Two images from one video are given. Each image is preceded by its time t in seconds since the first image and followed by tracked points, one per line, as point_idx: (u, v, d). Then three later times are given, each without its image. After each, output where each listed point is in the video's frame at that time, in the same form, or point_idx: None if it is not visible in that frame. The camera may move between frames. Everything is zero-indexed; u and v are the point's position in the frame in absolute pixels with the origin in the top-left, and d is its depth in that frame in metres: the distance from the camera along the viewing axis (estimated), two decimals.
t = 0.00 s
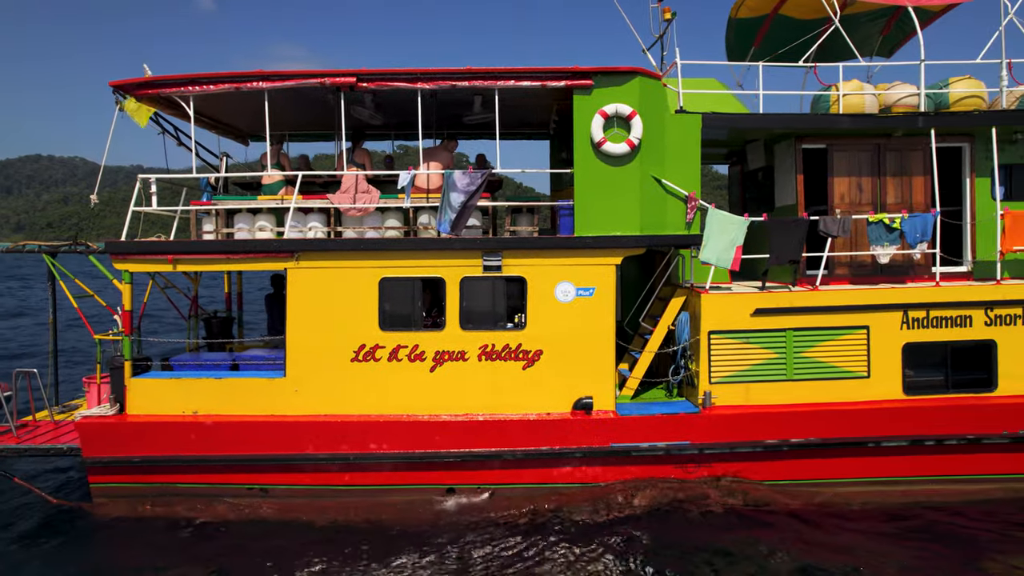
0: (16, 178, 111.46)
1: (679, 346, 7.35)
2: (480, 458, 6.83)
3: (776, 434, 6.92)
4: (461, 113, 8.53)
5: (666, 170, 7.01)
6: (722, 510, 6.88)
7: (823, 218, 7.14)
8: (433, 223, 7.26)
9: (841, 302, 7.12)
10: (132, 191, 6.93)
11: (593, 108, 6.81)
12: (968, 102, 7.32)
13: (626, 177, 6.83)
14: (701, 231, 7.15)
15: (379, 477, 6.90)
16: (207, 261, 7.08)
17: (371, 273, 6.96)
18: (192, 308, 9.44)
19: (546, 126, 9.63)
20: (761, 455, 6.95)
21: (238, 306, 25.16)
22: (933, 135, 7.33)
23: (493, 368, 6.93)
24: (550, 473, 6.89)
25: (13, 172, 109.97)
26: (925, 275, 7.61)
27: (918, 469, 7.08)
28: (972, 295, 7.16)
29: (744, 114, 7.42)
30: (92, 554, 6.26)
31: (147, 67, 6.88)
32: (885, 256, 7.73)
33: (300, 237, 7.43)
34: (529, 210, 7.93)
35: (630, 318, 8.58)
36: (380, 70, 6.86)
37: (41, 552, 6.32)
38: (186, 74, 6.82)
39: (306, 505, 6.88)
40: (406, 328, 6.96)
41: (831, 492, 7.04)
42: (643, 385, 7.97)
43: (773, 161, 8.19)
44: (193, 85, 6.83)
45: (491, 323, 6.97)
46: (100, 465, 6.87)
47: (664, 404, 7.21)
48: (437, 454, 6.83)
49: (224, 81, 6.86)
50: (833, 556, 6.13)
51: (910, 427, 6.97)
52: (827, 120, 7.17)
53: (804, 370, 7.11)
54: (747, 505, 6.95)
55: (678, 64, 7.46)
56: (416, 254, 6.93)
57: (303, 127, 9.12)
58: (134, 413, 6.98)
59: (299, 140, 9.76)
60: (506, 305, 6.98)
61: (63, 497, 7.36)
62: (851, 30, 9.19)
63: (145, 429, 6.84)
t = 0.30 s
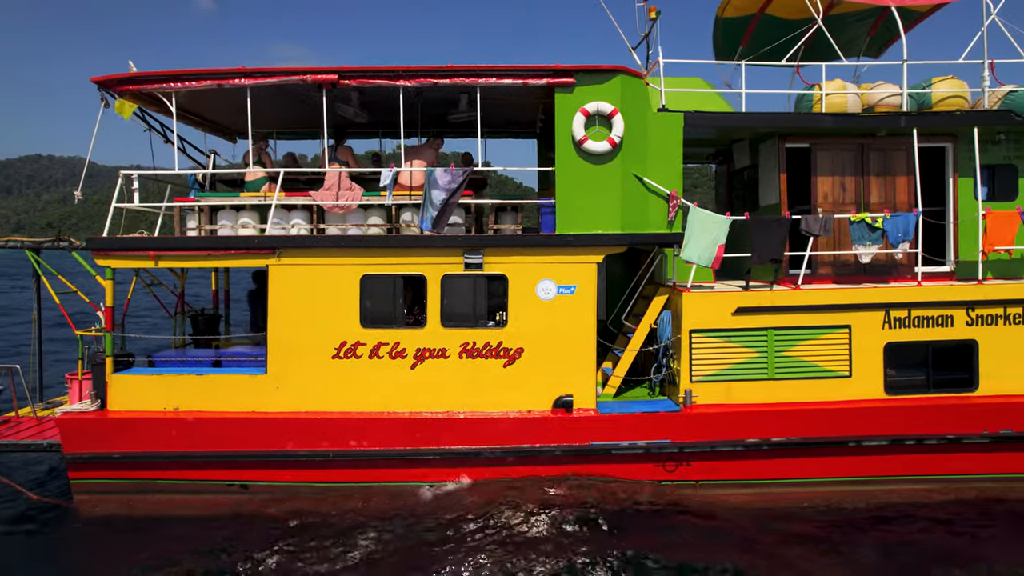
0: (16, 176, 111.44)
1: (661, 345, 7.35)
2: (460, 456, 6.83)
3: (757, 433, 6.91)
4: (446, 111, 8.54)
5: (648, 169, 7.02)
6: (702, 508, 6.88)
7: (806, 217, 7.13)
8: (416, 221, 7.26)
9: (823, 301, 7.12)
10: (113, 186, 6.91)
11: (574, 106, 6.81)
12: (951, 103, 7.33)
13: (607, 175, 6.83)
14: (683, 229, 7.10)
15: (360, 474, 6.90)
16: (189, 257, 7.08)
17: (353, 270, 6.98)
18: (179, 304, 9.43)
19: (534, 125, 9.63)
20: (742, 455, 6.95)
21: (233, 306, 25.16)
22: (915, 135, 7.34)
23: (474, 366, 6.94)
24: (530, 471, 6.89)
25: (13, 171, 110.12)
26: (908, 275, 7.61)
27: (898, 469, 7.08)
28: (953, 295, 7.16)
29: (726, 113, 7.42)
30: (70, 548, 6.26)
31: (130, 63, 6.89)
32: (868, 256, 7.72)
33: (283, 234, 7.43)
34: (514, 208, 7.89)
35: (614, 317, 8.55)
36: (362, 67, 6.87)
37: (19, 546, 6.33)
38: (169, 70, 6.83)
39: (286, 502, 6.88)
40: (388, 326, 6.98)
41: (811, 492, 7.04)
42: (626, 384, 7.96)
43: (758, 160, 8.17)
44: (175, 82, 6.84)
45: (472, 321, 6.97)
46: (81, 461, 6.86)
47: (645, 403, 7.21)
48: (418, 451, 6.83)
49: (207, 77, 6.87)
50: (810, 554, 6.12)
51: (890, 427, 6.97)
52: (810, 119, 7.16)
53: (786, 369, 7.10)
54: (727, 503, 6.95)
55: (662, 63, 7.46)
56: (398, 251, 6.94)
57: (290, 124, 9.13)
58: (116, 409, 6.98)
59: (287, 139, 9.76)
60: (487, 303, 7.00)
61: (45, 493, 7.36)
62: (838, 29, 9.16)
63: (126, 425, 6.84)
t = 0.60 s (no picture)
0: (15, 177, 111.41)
1: (642, 343, 7.35)
2: (440, 453, 6.83)
3: (737, 431, 6.91)
4: (431, 110, 8.54)
5: (629, 167, 7.02)
6: (682, 506, 6.87)
7: (787, 215, 7.12)
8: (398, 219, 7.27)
9: (804, 299, 7.12)
10: (94, 184, 6.91)
11: (555, 104, 6.82)
12: (933, 101, 7.35)
13: (587, 173, 6.83)
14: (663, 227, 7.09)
15: (340, 472, 6.90)
16: (170, 255, 7.08)
17: (334, 268, 6.99)
18: (165, 303, 9.41)
19: (520, 124, 9.63)
20: (722, 453, 6.94)
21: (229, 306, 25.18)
22: (897, 133, 7.34)
23: (454, 363, 6.95)
24: (510, 468, 6.89)
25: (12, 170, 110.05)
26: (891, 273, 7.60)
27: (880, 467, 7.08)
28: (935, 294, 7.16)
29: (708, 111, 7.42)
30: (47, 545, 6.25)
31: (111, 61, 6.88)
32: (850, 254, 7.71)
33: (265, 232, 7.44)
34: (497, 206, 7.90)
35: (597, 315, 8.52)
36: (343, 65, 6.88)
37: None
38: (150, 68, 6.82)
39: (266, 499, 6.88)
40: (368, 323, 6.98)
41: (792, 490, 7.03)
42: (609, 383, 7.95)
43: (741, 159, 8.17)
44: (157, 80, 6.84)
45: (452, 319, 6.97)
46: (61, 458, 6.87)
47: (626, 401, 7.21)
48: (398, 448, 6.83)
49: (188, 75, 6.87)
50: (788, 551, 6.11)
51: (871, 425, 6.97)
52: (791, 117, 7.15)
53: (767, 367, 7.09)
54: (707, 501, 6.94)
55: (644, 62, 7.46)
56: (379, 249, 6.95)
57: (276, 122, 9.13)
58: (96, 406, 6.97)
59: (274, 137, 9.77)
60: (468, 300, 7.00)
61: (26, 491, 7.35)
62: (824, 29, 9.18)
63: (107, 422, 6.84)
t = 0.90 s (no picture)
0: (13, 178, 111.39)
1: (624, 341, 7.37)
2: (421, 451, 6.84)
3: (718, 428, 6.91)
4: (415, 109, 8.56)
5: (609, 164, 7.03)
6: (663, 503, 6.87)
7: (767, 212, 7.12)
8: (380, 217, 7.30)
9: (784, 296, 7.12)
10: (75, 183, 6.92)
11: (535, 101, 6.84)
12: (913, 98, 7.37)
13: (567, 171, 6.85)
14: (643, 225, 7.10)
15: (321, 469, 6.91)
16: (151, 254, 7.08)
17: (315, 266, 7.00)
18: (151, 302, 9.42)
19: (506, 123, 9.65)
20: (702, 450, 6.94)
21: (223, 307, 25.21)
22: (878, 130, 7.35)
23: (435, 361, 6.96)
24: (491, 465, 6.90)
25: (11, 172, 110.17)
26: (872, 270, 7.60)
27: (861, 464, 7.08)
28: (915, 290, 7.17)
29: (690, 108, 7.43)
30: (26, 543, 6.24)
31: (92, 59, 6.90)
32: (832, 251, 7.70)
33: (247, 230, 7.45)
34: (481, 204, 7.93)
35: (580, 313, 8.52)
36: (323, 64, 6.89)
37: None
38: (131, 67, 6.83)
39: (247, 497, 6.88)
40: (349, 321, 7.00)
41: (773, 486, 7.03)
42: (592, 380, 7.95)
43: (724, 156, 8.17)
44: (138, 78, 6.85)
45: (433, 317, 6.98)
46: (41, 456, 6.87)
47: (608, 398, 7.21)
48: (378, 446, 6.84)
49: (168, 74, 6.88)
50: (766, 548, 6.12)
51: (851, 421, 6.97)
52: (772, 114, 7.16)
53: (748, 364, 7.09)
54: (688, 498, 6.94)
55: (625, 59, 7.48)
56: (359, 247, 6.96)
57: (261, 121, 9.17)
58: (78, 405, 6.98)
59: (261, 136, 9.80)
60: (448, 298, 7.02)
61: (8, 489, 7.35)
62: (809, 27, 9.20)
63: (88, 420, 6.84)
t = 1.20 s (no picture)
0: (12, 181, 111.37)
1: (606, 339, 7.36)
2: (402, 450, 6.85)
3: (698, 426, 6.92)
4: (399, 108, 8.56)
5: (590, 163, 7.04)
6: (644, 501, 6.88)
7: (748, 210, 7.10)
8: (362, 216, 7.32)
9: (763, 294, 7.08)
10: (56, 183, 6.92)
11: (515, 100, 6.85)
12: (894, 96, 7.38)
13: (547, 169, 6.85)
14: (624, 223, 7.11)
15: (303, 468, 6.93)
16: (133, 254, 7.08)
17: (296, 265, 7.01)
18: (138, 302, 9.40)
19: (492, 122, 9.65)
20: (683, 447, 6.94)
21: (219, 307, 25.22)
22: (859, 128, 7.36)
23: (416, 360, 6.97)
24: (472, 464, 6.91)
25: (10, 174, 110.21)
26: (854, 268, 7.60)
27: (842, 461, 7.07)
28: (897, 287, 7.17)
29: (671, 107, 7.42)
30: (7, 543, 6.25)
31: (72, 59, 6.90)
32: (815, 248, 7.70)
33: (230, 230, 7.45)
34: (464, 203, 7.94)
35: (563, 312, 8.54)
36: (303, 63, 6.88)
37: None
38: (111, 67, 6.83)
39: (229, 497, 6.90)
40: (331, 321, 7.00)
41: (754, 484, 7.03)
42: (576, 378, 7.95)
43: (706, 155, 8.19)
44: (118, 78, 6.85)
45: (415, 316, 6.99)
46: (23, 457, 6.88)
47: (589, 397, 7.21)
48: (360, 444, 6.85)
49: (148, 74, 6.88)
50: (745, 547, 6.12)
51: (832, 419, 6.96)
52: (753, 113, 7.15)
53: (729, 362, 7.07)
54: (669, 496, 6.94)
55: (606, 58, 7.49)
56: (340, 246, 6.97)
57: (247, 121, 9.17)
58: (60, 405, 6.98)
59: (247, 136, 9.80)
60: (429, 297, 7.02)
61: None
62: (794, 26, 9.21)
63: (69, 420, 6.85)
